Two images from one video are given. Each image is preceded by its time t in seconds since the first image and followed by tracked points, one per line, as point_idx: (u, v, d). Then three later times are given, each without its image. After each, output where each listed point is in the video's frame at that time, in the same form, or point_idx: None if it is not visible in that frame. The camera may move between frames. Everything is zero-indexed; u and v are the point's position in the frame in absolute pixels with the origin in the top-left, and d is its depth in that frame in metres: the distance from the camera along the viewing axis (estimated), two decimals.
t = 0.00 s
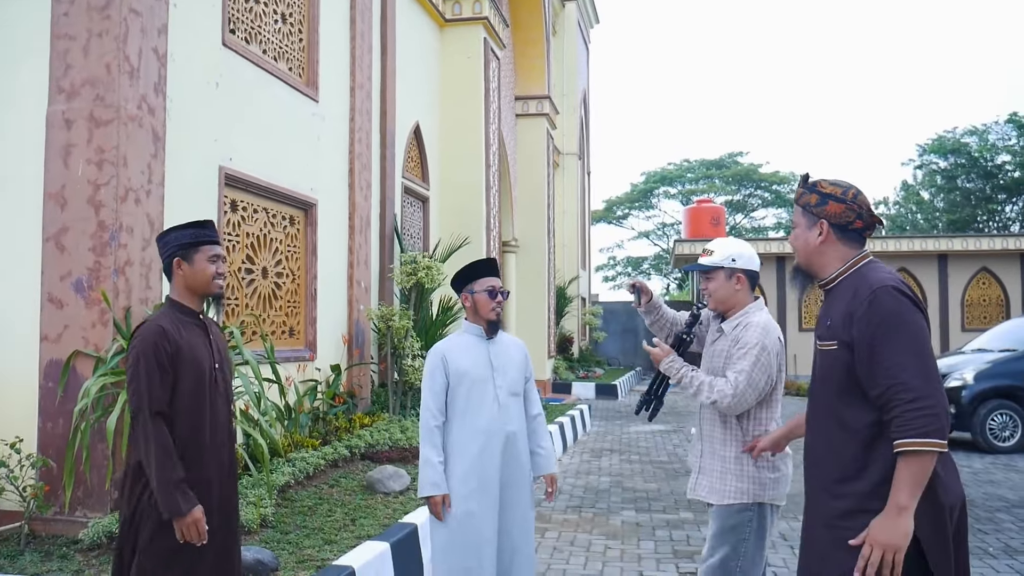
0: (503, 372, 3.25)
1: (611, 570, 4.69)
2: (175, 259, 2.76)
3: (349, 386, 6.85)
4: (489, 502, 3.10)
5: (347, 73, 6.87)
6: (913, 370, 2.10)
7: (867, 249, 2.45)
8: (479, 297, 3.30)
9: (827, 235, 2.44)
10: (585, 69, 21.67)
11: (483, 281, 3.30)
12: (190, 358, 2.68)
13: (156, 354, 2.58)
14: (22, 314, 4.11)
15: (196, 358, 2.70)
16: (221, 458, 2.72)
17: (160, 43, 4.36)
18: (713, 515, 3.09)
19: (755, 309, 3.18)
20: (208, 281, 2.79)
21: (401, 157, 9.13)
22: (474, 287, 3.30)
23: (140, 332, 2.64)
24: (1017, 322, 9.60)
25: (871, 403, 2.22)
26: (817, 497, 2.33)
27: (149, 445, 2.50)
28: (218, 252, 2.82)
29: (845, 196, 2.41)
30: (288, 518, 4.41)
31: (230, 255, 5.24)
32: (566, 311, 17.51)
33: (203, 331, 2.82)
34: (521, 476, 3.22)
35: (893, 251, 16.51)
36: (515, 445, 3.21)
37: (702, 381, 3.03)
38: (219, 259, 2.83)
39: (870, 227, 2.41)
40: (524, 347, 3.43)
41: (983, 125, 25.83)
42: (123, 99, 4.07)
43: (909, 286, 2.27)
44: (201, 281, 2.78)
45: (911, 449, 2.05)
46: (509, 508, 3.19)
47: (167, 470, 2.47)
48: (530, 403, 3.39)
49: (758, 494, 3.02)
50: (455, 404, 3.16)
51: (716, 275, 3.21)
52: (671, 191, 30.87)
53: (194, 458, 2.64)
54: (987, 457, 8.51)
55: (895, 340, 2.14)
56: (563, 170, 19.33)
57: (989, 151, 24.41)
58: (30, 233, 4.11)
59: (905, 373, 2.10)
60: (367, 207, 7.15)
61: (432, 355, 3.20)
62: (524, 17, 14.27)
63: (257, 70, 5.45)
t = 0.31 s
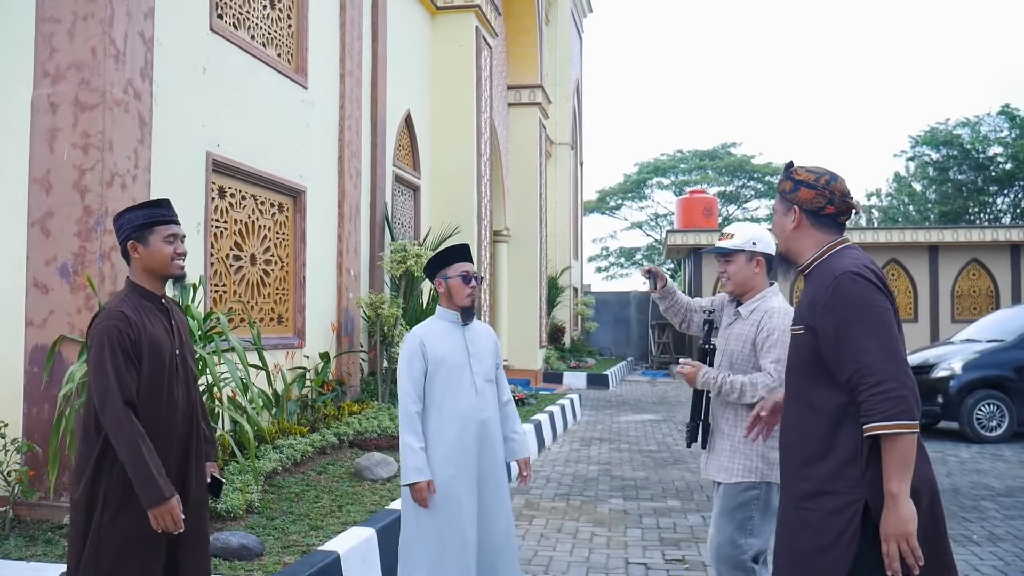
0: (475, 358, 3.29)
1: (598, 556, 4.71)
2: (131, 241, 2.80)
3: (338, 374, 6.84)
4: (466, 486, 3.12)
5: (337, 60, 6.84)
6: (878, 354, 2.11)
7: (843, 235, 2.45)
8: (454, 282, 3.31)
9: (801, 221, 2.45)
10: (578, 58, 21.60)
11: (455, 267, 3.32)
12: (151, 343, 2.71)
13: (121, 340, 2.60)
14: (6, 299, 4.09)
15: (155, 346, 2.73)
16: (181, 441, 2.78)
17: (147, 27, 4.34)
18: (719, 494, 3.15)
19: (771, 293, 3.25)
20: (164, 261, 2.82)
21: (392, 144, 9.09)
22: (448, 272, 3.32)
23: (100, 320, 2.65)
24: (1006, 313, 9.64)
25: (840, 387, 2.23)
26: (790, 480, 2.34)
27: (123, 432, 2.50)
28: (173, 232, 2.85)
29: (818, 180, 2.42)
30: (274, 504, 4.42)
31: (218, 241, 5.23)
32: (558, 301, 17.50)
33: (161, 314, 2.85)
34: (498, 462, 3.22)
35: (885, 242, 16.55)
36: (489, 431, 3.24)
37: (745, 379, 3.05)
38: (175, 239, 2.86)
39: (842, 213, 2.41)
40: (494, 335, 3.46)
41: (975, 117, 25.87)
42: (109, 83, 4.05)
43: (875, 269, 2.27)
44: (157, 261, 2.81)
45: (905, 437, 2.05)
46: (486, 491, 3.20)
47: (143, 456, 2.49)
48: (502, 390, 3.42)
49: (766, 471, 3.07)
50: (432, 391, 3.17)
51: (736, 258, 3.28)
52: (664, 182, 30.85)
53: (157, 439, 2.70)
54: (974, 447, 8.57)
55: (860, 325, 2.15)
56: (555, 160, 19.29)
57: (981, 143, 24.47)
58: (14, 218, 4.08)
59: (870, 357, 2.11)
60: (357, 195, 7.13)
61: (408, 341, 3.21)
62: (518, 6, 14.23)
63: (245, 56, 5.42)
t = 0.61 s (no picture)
0: (449, 356, 3.31)
1: (594, 554, 4.70)
2: (113, 236, 2.79)
3: (334, 371, 6.83)
4: (442, 487, 3.11)
5: (333, 56, 6.81)
6: (823, 341, 2.14)
7: (843, 231, 2.44)
8: (424, 279, 3.31)
9: (800, 214, 2.45)
10: (577, 57, 21.56)
11: (425, 263, 3.31)
12: (130, 339, 2.71)
13: (95, 337, 2.61)
14: None
15: (135, 339, 2.73)
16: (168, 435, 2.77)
17: (140, 21, 4.32)
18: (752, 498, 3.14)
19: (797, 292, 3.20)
20: (148, 255, 2.81)
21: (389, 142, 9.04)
22: (417, 269, 3.31)
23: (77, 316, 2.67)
24: (1004, 312, 9.63)
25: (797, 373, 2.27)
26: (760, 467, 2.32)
27: (80, 433, 2.52)
28: (156, 226, 2.84)
29: (817, 173, 2.41)
30: (268, 501, 4.40)
31: (213, 237, 5.21)
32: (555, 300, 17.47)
33: (147, 309, 2.85)
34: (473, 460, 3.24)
35: (883, 241, 16.54)
36: (465, 428, 3.24)
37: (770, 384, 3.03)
38: (158, 232, 2.84)
39: (837, 208, 2.40)
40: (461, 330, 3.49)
41: (974, 116, 25.86)
42: (102, 78, 4.03)
43: (848, 259, 2.27)
44: (140, 255, 2.80)
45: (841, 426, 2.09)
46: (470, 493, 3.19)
47: (89, 462, 2.50)
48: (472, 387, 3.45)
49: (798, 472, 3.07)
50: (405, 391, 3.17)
51: (765, 252, 3.24)
52: (663, 181, 30.84)
53: (141, 435, 2.69)
54: (971, 446, 8.57)
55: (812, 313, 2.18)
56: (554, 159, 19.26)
57: (980, 143, 24.46)
58: (7, 213, 4.05)
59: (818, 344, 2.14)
60: (353, 191, 7.11)
61: (378, 339, 3.19)
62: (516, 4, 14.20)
63: (241, 51, 5.40)
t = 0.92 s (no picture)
0: (433, 360, 3.29)
1: (593, 559, 4.66)
2: (112, 239, 2.76)
3: (334, 373, 6.79)
4: (433, 494, 3.09)
5: (334, 58, 6.80)
6: (784, 327, 2.33)
7: (856, 240, 2.58)
8: (409, 282, 3.27)
9: (816, 217, 2.62)
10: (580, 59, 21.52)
11: (409, 267, 3.28)
12: (126, 340, 2.68)
13: (88, 337, 2.59)
14: None
15: (133, 339, 2.71)
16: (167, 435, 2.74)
17: (139, 22, 4.30)
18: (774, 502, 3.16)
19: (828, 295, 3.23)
20: (147, 256, 2.78)
21: (391, 143, 9.01)
22: (402, 272, 3.28)
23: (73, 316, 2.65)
24: (1008, 315, 9.58)
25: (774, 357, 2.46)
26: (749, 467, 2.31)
27: (72, 433, 2.51)
28: (155, 227, 2.82)
29: (835, 182, 2.59)
30: (266, 504, 4.37)
31: (212, 239, 5.19)
32: (558, 302, 17.43)
33: (144, 310, 2.82)
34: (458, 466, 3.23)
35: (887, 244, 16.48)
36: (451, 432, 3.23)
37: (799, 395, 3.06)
38: (157, 234, 2.82)
39: (848, 214, 2.55)
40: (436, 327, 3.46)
41: (978, 118, 25.78)
42: (100, 78, 4.01)
43: (835, 257, 2.44)
44: (140, 257, 2.77)
45: (765, 399, 2.28)
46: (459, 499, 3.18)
47: (81, 462, 2.49)
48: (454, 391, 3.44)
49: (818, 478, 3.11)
50: (390, 397, 3.14)
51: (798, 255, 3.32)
52: (666, 183, 30.77)
53: (140, 436, 2.66)
54: (975, 450, 8.52)
55: (785, 302, 2.38)
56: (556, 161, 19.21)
57: (984, 145, 24.39)
58: (4, 214, 4.03)
59: (780, 329, 2.33)
60: (354, 193, 7.08)
61: (361, 345, 3.15)
62: (519, 6, 14.17)
63: (241, 52, 5.38)
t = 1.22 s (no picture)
0: (436, 364, 3.28)
1: (594, 565, 4.64)
2: (113, 245, 2.75)
3: (334, 378, 6.77)
4: (441, 498, 3.09)
5: (335, 63, 6.80)
6: (781, 330, 2.32)
7: (862, 253, 2.57)
8: (414, 288, 3.26)
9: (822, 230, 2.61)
10: (581, 64, 21.54)
11: (415, 271, 3.27)
12: (128, 345, 2.67)
13: (93, 342, 2.59)
14: None
15: (137, 343, 2.70)
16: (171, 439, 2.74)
17: (139, 27, 4.30)
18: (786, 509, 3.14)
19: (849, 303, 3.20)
20: (148, 263, 2.78)
21: (392, 148, 9.00)
22: (406, 277, 3.26)
23: (74, 322, 2.64)
24: (1010, 320, 9.55)
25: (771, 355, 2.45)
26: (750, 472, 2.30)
27: (93, 434, 2.51)
28: (156, 234, 2.81)
29: (839, 195, 2.59)
30: (265, 510, 4.35)
31: (212, 244, 5.18)
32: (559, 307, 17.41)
33: (145, 315, 2.82)
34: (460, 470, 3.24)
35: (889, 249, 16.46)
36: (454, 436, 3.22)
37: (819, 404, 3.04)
38: (159, 241, 2.81)
39: (855, 227, 2.54)
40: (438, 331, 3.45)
41: (980, 123, 25.78)
42: (100, 83, 4.01)
43: (836, 265, 2.43)
44: (142, 263, 2.76)
45: (760, 397, 2.25)
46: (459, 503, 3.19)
47: (110, 460, 2.49)
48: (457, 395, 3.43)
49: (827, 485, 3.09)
50: (396, 402, 3.13)
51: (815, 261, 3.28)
52: (668, 188, 30.79)
53: (146, 440, 2.66)
54: (978, 456, 8.49)
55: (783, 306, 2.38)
56: (558, 165, 19.21)
57: (986, 150, 24.38)
58: (4, 219, 4.03)
59: (777, 332, 2.33)
60: (355, 198, 7.07)
61: (366, 350, 3.13)
62: (520, 10, 14.19)
63: (241, 57, 5.38)
